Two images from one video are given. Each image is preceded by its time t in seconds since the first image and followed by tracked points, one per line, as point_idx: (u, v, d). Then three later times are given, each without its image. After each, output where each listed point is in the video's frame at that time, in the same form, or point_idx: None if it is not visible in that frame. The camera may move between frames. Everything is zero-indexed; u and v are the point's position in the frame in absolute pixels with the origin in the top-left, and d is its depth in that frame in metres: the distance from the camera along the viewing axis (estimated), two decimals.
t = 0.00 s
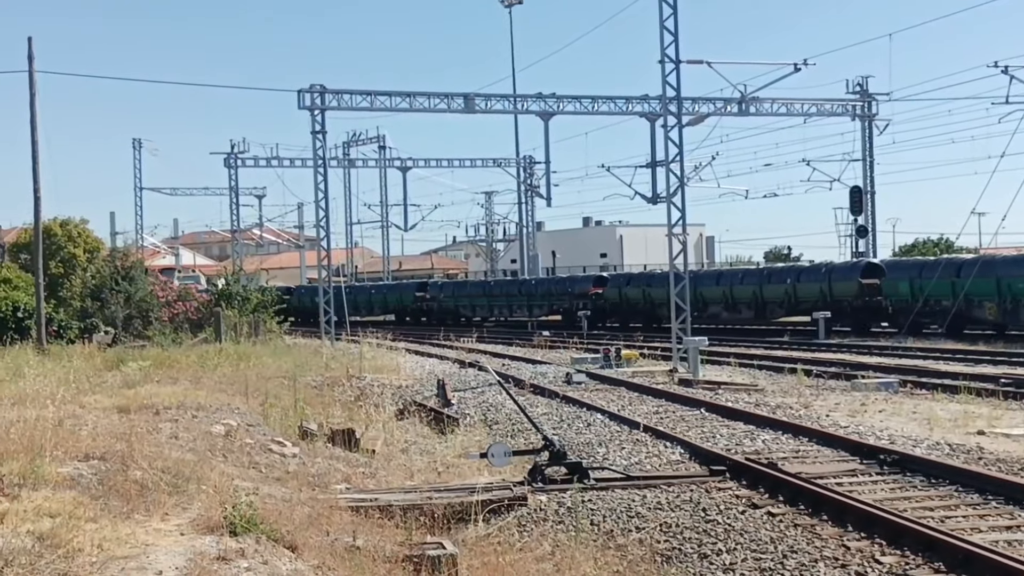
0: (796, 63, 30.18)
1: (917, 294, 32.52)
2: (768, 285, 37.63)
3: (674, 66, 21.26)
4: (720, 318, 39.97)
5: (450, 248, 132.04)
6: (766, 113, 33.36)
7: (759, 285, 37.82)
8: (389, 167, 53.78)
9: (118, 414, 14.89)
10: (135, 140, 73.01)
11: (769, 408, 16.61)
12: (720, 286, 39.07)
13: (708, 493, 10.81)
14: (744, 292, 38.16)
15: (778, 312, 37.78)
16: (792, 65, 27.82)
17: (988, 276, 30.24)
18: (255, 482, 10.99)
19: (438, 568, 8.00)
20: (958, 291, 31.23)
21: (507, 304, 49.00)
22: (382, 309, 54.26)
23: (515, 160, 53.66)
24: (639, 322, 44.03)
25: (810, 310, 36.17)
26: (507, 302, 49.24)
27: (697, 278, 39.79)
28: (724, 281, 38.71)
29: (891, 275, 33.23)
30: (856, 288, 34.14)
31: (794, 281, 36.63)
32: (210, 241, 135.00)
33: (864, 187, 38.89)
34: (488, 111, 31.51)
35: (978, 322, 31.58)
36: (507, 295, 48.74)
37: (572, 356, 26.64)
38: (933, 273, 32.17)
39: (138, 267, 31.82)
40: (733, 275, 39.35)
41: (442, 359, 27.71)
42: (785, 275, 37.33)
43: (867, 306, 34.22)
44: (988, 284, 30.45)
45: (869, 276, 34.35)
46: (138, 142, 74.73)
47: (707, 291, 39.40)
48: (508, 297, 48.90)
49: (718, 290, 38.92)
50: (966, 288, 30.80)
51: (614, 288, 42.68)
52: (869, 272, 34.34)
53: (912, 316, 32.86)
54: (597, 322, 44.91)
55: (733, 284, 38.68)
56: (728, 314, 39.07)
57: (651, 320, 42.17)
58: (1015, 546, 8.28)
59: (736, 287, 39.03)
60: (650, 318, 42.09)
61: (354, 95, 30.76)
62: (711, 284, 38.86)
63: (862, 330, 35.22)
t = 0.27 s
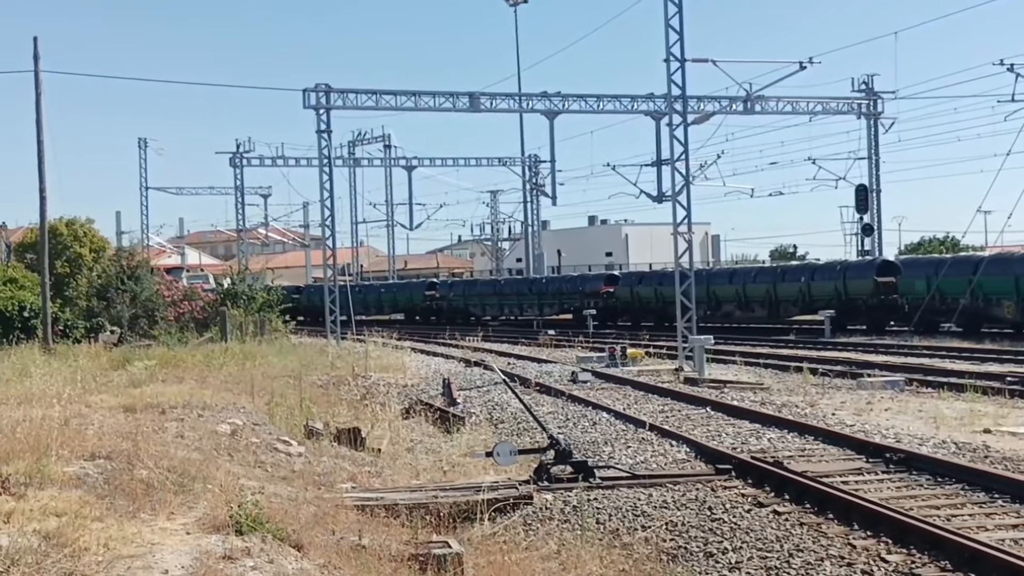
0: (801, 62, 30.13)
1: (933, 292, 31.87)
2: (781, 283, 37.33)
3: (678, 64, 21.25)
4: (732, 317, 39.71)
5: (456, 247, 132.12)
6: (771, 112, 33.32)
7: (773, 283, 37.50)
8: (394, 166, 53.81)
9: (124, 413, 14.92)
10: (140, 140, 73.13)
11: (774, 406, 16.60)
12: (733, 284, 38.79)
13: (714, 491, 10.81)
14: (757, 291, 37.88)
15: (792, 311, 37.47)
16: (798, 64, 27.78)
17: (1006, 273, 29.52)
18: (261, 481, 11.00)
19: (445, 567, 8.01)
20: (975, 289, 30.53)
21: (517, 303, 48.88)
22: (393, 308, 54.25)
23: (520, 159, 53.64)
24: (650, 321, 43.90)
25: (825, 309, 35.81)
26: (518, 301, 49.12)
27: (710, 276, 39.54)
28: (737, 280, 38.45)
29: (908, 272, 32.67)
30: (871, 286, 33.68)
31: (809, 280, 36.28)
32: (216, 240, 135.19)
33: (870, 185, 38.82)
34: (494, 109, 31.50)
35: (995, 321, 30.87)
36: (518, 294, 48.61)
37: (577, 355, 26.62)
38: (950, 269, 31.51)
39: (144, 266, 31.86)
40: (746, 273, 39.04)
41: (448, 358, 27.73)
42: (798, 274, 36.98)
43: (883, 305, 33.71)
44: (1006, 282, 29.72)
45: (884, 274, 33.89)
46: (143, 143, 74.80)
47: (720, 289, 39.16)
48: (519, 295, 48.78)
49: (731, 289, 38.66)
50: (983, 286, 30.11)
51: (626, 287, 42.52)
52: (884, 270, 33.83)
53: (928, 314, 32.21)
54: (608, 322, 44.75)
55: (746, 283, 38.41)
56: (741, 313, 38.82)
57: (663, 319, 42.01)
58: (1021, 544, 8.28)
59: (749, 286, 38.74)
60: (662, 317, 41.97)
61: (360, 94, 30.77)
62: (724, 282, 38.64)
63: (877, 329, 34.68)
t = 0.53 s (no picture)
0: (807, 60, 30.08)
1: (947, 290, 31.54)
2: (794, 282, 37.19)
3: (683, 63, 21.23)
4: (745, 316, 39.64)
5: (460, 246, 132.19)
6: (776, 110, 33.27)
7: (785, 282, 37.39)
8: (399, 165, 53.81)
9: (128, 412, 14.94)
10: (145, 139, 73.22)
11: (779, 405, 16.59)
12: (745, 283, 38.67)
13: (719, 491, 10.80)
14: (769, 290, 37.77)
15: (804, 310, 37.34)
16: (803, 62, 27.73)
17: (1019, 272, 29.11)
18: (265, 480, 11.01)
19: (449, 567, 8.01)
20: (989, 287, 30.15)
21: (526, 302, 48.78)
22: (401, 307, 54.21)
23: (524, 158, 53.63)
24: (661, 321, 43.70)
25: (838, 308, 35.66)
26: (527, 301, 49.03)
27: (721, 275, 39.44)
28: (749, 279, 38.36)
29: (921, 271, 32.38)
30: (884, 284, 33.44)
31: (821, 278, 36.14)
32: (220, 239, 135.34)
33: (875, 184, 38.76)
34: (498, 109, 31.49)
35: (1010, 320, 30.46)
36: (527, 294, 48.49)
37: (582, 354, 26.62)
38: (964, 268, 31.15)
39: (149, 266, 31.90)
40: (758, 272, 38.93)
41: (453, 357, 27.73)
42: (811, 273, 36.84)
43: (897, 304, 33.44)
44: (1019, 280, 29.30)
45: (897, 273, 33.66)
46: (147, 142, 74.87)
47: (731, 288, 39.06)
48: (528, 294, 48.67)
49: (742, 288, 38.55)
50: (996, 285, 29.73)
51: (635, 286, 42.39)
52: (898, 269, 33.57)
53: (942, 313, 31.87)
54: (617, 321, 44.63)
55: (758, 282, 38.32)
56: (753, 312, 38.71)
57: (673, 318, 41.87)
58: None
59: (761, 284, 38.64)
60: (672, 315, 41.90)
61: (364, 93, 30.76)
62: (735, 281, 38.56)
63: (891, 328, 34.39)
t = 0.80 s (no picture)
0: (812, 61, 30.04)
1: (964, 291, 31.03)
2: (807, 283, 36.63)
3: (688, 65, 21.24)
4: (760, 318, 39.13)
5: (466, 248, 132.32)
6: (781, 112, 33.24)
7: (799, 283, 36.83)
8: (404, 167, 53.84)
9: (135, 414, 14.97)
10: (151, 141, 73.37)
11: (785, 407, 16.57)
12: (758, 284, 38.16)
13: (725, 492, 10.79)
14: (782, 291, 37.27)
15: (819, 311, 36.76)
16: (808, 63, 27.69)
17: None
18: (271, 482, 11.03)
19: (455, 568, 8.02)
20: (1007, 288, 29.64)
21: (536, 304, 48.41)
22: (410, 309, 54.12)
23: (530, 160, 53.63)
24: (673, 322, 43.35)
25: (852, 310, 35.06)
26: (536, 303, 48.72)
27: (734, 276, 38.97)
28: (762, 280, 37.86)
29: (938, 272, 31.84)
30: (899, 286, 32.80)
31: (835, 279, 35.54)
32: (225, 241, 135.61)
33: (881, 185, 38.69)
34: (504, 110, 31.50)
35: None
36: (537, 295, 48.17)
37: (587, 356, 26.62)
38: (981, 268, 30.63)
39: (155, 268, 31.95)
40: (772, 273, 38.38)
41: (458, 359, 27.74)
42: (825, 274, 36.27)
43: (912, 305, 32.93)
44: None
45: (913, 274, 32.99)
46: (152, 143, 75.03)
47: (744, 289, 38.58)
48: (538, 296, 48.32)
49: (755, 288, 38.06)
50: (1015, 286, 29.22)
51: (647, 287, 42.09)
52: (913, 269, 32.94)
53: (959, 315, 31.38)
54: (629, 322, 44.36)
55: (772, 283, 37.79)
56: (767, 313, 38.19)
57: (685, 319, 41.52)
58: None
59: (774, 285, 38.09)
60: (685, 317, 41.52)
61: (369, 95, 30.79)
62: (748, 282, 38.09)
63: (906, 330, 33.89)
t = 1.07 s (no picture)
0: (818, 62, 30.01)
1: (982, 292, 30.74)
2: (821, 284, 36.15)
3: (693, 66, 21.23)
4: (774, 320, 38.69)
5: (471, 250, 132.42)
6: (786, 112, 33.20)
7: (813, 284, 36.35)
8: (409, 169, 53.86)
9: (140, 415, 14.99)
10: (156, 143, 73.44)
11: (790, 408, 16.55)
12: (771, 284, 37.68)
13: (730, 494, 10.77)
14: (796, 292, 36.78)
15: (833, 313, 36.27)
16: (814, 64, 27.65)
17: None
18: (276, 483, 11.04)
19: (460, 569, 8.01)
20: None
21: (546, 304, 48.51)
22: (419, 310, 54.17)
23: (534, 161, 53.64)
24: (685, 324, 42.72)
25: (867, 311, 34.55)
26: (547, 303, 48.77)
27: (747, 276, 38.51)
28: (775, 281, 37.44)
29: (956, 272, 31.48)
30: (916, 287, 32.29)
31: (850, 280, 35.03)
32: (231, 243, 135.83)
33: (886, 186, 38.64)
34: (508, 112, 31.50)
35: None
36: (547, 295, 48.29)
37: (593, 357, 26.60)
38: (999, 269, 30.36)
39: (160, 270, 31.98)
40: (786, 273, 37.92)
41: (463, 360, 27.75)
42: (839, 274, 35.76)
43: (929, 306, 32.57)
44: None
45: (929, 274, 32.45)
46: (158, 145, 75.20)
47: (756, 290, 38.14)
48: (548, 296, 48.41)
49: (768, 289, 37.58)
50: None
51: (658, 288, 41.67)
52: (930, 270, 32.42)
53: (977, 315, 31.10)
54: (640, 323, 43.89)
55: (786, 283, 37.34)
56: (779, 314, 37.70)
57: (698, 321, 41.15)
58: None
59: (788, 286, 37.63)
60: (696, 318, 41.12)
61: (374, 96, 30.80)
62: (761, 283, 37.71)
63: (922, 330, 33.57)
